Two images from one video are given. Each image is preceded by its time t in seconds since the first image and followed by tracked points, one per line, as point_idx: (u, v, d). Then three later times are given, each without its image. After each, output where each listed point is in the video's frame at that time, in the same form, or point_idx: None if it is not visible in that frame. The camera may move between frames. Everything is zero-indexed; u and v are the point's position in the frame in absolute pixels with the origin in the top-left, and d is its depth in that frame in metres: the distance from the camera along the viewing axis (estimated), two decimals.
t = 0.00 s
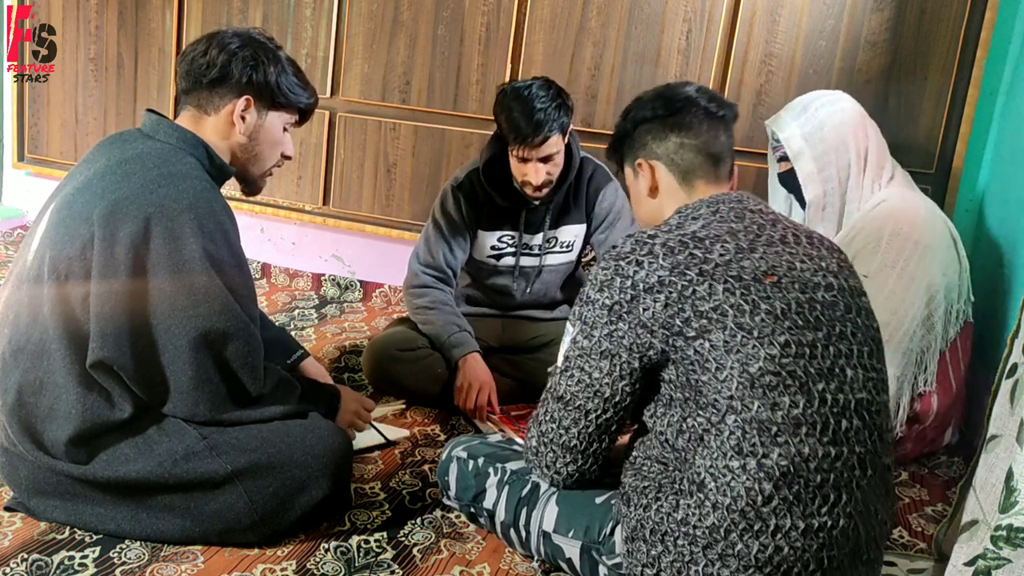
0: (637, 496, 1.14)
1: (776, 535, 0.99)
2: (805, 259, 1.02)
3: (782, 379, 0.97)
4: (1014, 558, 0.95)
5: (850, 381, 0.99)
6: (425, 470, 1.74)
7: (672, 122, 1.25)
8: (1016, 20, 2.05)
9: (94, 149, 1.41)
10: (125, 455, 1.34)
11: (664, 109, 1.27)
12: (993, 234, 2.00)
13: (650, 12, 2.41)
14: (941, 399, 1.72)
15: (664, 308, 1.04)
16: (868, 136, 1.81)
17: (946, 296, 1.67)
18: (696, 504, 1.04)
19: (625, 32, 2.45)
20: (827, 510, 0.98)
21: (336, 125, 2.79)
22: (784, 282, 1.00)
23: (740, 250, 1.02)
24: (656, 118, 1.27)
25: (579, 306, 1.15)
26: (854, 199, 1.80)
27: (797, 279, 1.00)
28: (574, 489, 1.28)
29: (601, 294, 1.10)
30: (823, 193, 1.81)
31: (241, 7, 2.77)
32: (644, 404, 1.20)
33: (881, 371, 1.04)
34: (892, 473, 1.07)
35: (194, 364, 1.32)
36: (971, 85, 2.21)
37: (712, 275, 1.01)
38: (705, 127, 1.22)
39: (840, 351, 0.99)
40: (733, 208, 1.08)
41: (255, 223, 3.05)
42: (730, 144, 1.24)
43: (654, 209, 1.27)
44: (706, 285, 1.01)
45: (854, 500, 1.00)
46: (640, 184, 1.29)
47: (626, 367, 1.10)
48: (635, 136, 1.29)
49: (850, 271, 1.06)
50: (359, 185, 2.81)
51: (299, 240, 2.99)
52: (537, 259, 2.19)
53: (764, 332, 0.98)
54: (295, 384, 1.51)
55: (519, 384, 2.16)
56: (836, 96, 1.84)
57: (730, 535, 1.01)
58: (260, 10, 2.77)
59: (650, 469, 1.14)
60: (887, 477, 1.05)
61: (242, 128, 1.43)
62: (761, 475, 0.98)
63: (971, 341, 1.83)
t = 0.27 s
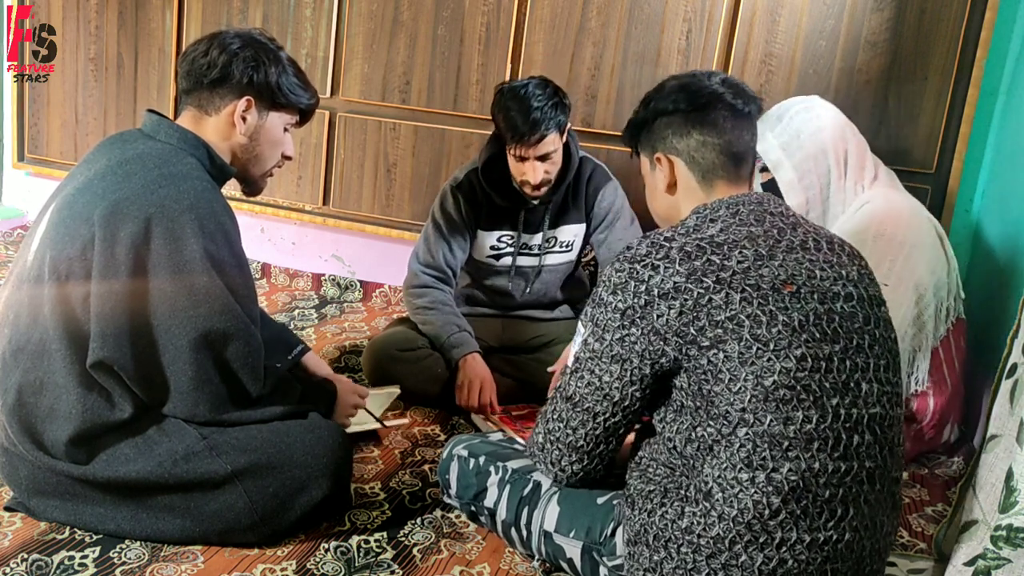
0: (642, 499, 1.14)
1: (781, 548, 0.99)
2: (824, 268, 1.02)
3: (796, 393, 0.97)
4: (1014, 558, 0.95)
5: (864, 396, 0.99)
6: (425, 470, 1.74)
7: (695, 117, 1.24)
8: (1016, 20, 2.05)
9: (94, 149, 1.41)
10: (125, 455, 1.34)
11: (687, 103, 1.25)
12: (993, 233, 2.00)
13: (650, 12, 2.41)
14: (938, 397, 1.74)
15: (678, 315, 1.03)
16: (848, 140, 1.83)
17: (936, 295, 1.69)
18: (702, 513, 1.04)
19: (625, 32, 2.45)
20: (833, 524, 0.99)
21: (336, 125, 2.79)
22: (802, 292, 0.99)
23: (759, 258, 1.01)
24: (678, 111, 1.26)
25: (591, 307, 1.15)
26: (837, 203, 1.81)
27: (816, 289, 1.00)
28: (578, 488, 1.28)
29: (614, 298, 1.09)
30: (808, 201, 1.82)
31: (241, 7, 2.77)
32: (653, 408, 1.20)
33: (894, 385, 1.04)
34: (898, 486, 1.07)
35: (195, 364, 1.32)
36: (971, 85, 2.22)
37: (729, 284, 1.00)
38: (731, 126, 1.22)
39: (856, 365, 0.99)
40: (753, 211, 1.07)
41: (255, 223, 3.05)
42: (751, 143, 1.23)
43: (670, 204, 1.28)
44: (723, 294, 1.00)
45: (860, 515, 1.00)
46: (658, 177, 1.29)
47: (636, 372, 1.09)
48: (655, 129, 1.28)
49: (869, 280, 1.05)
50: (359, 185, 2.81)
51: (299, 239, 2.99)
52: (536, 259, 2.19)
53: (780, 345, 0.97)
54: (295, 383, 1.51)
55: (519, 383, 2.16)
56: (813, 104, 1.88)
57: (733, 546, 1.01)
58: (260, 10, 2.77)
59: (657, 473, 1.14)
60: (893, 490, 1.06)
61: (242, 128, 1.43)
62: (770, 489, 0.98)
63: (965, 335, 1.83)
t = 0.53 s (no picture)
0: (642, 498, 1.14)
1: (781, 546, 0.99)
2: (822, 266, 1.02)
3: (795, 391, 0.97)
4: (1014, 558, 0.95)
5: (863, 393, 0.99)
6: (425, 470, 1.74)
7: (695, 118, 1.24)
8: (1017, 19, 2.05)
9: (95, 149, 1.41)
10: (126, 455, 1.34)
11: (688, 103, 1.26)
12: (993, 234, 2.00)
13: (650, 12, 2.41)
14: (936, 396, 1.75)
15: (677, 314, 1.03)
16: (836, 141, 1.83)
17: (929, 292, 1.71)
18: (702, 511, 1.04)
19: (625, 32, 2.45)
20: (833, 522, 0.99)
21: (336, 125, 2.79)
22: (801, 290, 1.00)
23: (757, 256, 1.01)
24: (679, 112, 1.26)
25: (590, 306, 1.15)
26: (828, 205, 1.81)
27: (814, 287, 1.00)
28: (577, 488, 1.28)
29: (613, 297, 1.09)
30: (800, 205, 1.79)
31: (241, 7, 2.77)
32: (653, 407, 1.20)
33: (894, 383, 1.04)
34: (898, 485, 1.08)
35: (195, 365, 1.32)
36: (971, 85, 2.21)
37: (728, 282, 1.01)
38: (731, 127, 1.22)
39: (854, 363, 0.99)
40: (751, 211, 1.08)
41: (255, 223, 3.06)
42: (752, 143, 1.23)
43: (669, 205, 1.28)
44: (722, 292, 1.00)
45: (860, 513, 1.00)
46: (658, 178, 1.29)
47: (636, 371, 1.09)
48: (656, 129, 1.28)
49: (867, 278, 1.06)
50: (359, 185, 2.81)
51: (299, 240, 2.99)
52: (537, 259, 2.19)
53: (779, 342, 0.98)
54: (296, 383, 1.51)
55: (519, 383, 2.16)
56: (799, 104, 1.86)
57: (734, 544, 1.01)
58: (260, 10, 2.77)
59: (656, 472, 1.14)
60: (893, 489, 1.06)
61: (243, 129, 1.43)
62: (769, 486, 0.98)
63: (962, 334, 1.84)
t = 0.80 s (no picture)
0: (641, 498, 1.14)
1: (780, 543, 0.99)
2: (818, 264, 1.02)
3: (792, 388, 0.97)
4: (1014, 558, 0.95)
5: (860, 390, 0.99)
6: (425, 470, 1.74)
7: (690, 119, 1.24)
8: (1016, 19, 2.05)
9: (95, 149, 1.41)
10: (126, 455, 1.34)
11: (682, 105, 1.25)
12: (993, 235, 2.00)
13: (650, 12, 2.41)
14: (939, 397, 1.75)
15: (674, 313, 1.03)
16: (841, 142, 1.83)
17: (935, 294, 1.70)
18: (701, 510, 1.04)
19: (625, 32, 2.45)
20: (832, 519, 0.99)
21: (336, 125, 2.79)
22: (797, 288, 1.00)
23: (753, 255, 1.02)
24: (674, 113, 1.26)
25: (587, 306, 1.15)
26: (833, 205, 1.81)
27: (810, 285, 1.00)
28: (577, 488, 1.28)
29: (611, 296, 1.09)
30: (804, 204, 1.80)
31: (241, 7, 2.77)
32: (651, 406, 1.20)
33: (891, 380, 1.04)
34: (897, 483, 1.08)
35: (195, 365, 1.32)
36: (971, 85, 2.22)
37: (725, 280, 1.01)
38: (725, 126, 1.22)
39: (851, 360, 0.99)
40: (747, 211, 1.08)
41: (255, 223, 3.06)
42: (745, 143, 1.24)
43: (666, 205, 1.28)
44: (718, 291, 1.01)
45: (859, 510, 1.00)
46: (654, 180, 1.28)
47: (634, 370, 1.09)
48: (651, 130, 1.28)
49: (863, 277, 1.06)
50: (359, 185, 2.81)
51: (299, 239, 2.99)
52: (536, 259, 2.19)
53: (775, 340, 0.98)
54: (296, 383, 1.51)
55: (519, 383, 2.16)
56: (804, 105, 1.86)
57: (733, 542, 1.01)
58: (260, 10, 2.77)
59: (655, 471, 1.14)
60: (892, 486, 1.06)
61: (243, 129, 1.43)
62: (768, 484, 0.98)
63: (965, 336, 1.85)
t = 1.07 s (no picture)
0: (640, 498, 1.14)
1: (780, 540, 0.99)
2: (812, 262, 1.02)
3: (789, 384, 0.97)
4: (1014, 558, 0.95)
5: (857, 387, 1.00)
6: (425, 470, 1.74)
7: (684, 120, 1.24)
8: (1016, 19, 2.05)
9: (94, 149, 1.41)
10: (125, 455, 1.34)
11: (672, 107, 1.26)
12: (993, 235, 2.00)
13: (650, 12, 2.41)
14: (940, 400, 1.75)
15: (670, 312, 1.03)
16: (856, 140, 1.80)
17: (943, 296, 1.68)
18: (699, 508, 1.03)
19: (625, 32, 2.45)
20: (831, 515, 0.99)
21: (336, 125, 2.79)
22: (792, 286, 1.00)
23: (748, 253, 1.02)
24: (665, 116, 1.26)
25: (584, 307, 1.15)
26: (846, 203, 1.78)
27: (805, 283, 1.00)
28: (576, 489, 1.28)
29: (607, 296, 1.10)
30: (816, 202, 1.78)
31: (241, 7, 2.77)
32: (649, 406, 1.20)
33: (887, 376, 1.04)
34: (896, 481, 1.08)
35: (194, 365, 1.32)
36: (971, 85, 2.22)
37: (720, 279, 1.01)
38: (716, 126, 1.22)
39: (847, 356, 0.99)
40: (742, 210, 1.08)
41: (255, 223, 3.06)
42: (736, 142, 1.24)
43: (660, 207, 1.28)
44: (714, 289, 1.01)
45: (857, 507, 1.00)
46: (648, 181, 1.28)
47: (631, 369, 1.09)
48: (643, 134, 1.28)
49: (857, 274, 1.06)
50: (359, 185, 2.81)
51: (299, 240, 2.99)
52: (536, 259, 2.19)
53: (771, 337, 0.98)
54: (295, 383, 1.51)
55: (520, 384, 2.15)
56: (818, 103, 1.84)
57: (732, 540, 1.01)
58: (260, 10, 2.77)
59: (653, 471, 1.14)
60: (890, 483, 1.06)
61: (242, 128, 1.43)
62: (766, 480, 0.98)
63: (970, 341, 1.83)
